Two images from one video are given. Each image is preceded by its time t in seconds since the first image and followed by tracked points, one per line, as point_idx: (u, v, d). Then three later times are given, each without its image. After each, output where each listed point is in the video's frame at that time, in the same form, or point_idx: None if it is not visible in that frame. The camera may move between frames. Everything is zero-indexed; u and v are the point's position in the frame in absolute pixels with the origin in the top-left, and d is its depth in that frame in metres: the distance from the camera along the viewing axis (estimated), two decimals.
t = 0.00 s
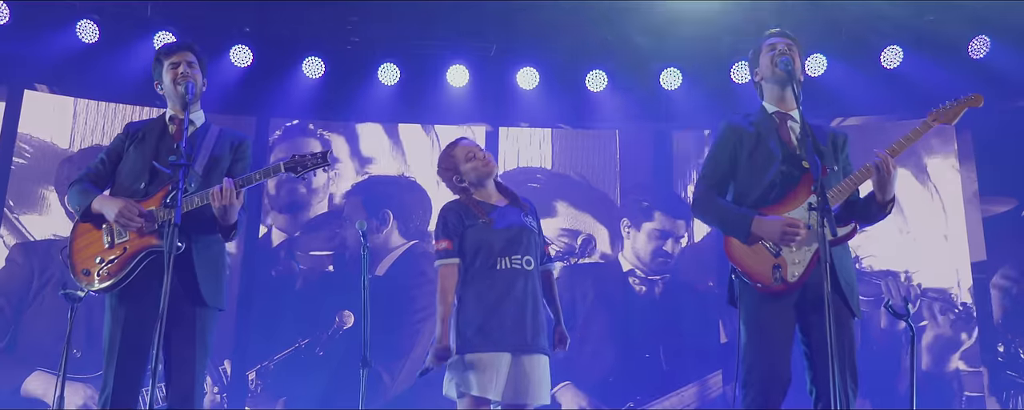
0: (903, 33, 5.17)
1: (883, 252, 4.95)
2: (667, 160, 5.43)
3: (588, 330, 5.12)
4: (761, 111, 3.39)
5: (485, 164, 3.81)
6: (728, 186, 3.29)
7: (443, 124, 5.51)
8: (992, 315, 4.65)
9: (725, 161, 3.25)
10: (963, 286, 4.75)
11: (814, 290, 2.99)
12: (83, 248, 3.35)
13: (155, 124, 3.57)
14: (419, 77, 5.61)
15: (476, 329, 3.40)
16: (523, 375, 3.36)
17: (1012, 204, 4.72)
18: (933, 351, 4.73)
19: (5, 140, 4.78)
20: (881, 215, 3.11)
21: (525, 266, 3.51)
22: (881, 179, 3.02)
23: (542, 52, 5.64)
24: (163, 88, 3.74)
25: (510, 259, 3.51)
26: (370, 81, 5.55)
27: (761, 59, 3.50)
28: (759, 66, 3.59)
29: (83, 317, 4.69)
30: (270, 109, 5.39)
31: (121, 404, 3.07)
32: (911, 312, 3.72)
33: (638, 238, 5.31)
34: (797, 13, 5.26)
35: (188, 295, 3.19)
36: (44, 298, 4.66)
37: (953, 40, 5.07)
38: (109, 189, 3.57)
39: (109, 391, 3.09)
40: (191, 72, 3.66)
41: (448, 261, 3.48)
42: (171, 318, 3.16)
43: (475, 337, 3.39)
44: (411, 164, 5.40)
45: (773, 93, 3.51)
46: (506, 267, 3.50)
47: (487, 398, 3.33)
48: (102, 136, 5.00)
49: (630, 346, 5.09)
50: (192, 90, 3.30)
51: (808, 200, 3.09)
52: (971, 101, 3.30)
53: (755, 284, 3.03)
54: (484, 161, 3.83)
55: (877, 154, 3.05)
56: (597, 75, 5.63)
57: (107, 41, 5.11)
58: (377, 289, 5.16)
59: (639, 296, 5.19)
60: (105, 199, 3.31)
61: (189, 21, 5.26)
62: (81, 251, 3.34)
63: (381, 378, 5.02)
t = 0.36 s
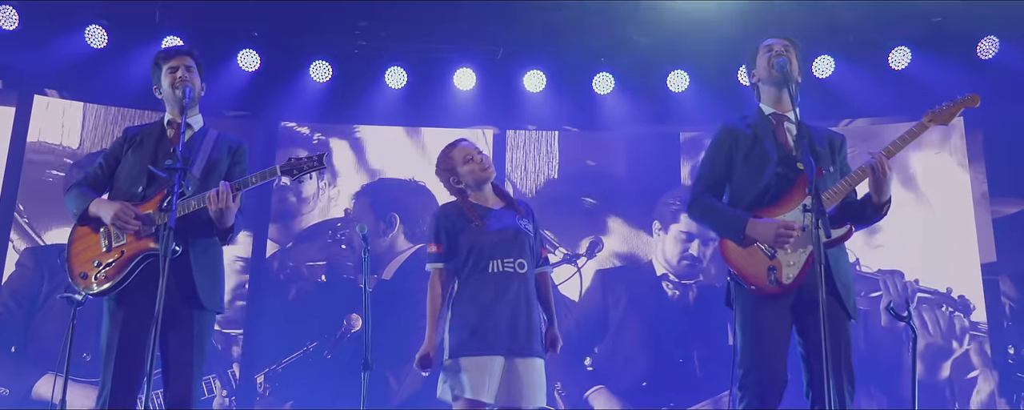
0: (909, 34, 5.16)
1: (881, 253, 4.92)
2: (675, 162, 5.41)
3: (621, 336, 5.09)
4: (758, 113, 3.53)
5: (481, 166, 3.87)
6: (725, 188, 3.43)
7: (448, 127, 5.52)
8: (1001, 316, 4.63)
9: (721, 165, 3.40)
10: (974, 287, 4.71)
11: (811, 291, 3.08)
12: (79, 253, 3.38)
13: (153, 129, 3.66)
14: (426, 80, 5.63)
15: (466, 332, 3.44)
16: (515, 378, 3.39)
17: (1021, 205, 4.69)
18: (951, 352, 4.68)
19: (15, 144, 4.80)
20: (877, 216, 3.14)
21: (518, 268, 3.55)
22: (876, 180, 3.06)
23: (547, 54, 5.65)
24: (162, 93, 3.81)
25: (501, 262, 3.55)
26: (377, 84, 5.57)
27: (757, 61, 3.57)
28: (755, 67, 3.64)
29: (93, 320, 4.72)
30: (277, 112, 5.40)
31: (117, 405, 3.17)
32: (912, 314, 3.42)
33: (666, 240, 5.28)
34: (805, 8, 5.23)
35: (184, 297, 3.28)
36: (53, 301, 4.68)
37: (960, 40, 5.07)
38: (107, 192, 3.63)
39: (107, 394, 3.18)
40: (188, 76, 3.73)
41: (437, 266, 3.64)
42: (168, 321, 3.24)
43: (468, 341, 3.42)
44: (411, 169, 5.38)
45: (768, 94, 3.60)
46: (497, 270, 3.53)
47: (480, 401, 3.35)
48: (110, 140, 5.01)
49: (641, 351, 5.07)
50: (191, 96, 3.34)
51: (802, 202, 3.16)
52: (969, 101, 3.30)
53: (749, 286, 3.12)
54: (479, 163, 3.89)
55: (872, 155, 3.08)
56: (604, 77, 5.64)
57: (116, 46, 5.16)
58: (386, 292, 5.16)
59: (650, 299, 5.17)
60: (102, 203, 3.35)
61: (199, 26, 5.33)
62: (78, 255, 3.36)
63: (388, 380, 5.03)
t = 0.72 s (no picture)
0: (917, 33, 5.11)
1: (885, 257, 4.92)
2: (681, 163, 5.40)
3: (642, 340, 5.09)
4: (753, 113, 3.38)
5: (479, 168, 3.77)
6: (721, 187, 3.29)
7: (454, 129, 5.53)
8: (1010, 317, 4.59)
9: (717, 164, 3.26)
10: (983, 288, 4.68)
11: (804, 292, 2.95)
12: (76, 253, 3.33)
13: (149, 132, 3.59)
14: (431, 82, 5.63)
15: (462, 329, 3.39)
16: (504, 378, 3.35)
17: None
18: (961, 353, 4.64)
19: (21, 147, 4.81)
20: (870, 217, 3.09)
21: (509, 271, 3.49)
22: (870, 179, 3.00)
23: (553, 56, 5.64)
24: (157, 96, 3.77)
25: (493, 263, 3.50)
26: (382, 86, 5.58)
27: (753, 61, 3.46)
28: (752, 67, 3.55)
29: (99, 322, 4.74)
30: (283, 115, 5.43)
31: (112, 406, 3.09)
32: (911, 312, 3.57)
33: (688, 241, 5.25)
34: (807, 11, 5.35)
35: (180, 299, 3.21)
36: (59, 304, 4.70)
37: (966, 40, 5.04)
38: (104, 195, 3.57)
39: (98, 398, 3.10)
40: (184, 79, 3.67)
41: (438, 257, 3.53)
42: (165, 320, 3.18)
43: (461, 339, 3.37)
44: (410, 173, 5.40)
45: (765, 94, 3.47)
46: (489, 271, 3.48)
47: (470, 402, 3.29)
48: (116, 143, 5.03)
49: (650, 354, 5.06)
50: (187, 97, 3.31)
51: (797, 202, 3.04)
52: (964, 100, 3.26)
53: (742, 287, 2.99)
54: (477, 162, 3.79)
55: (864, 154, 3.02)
56: (609, 79, 5.62)
57: (121, 49, 5.19)
58: (392, 294, 5.17)
59: (658, 302, 5.15)
60: (98, 205, 3.28)
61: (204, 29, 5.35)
62: (75, 257, 3.33)
63: (395, 381, 5.03)
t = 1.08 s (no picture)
0: (924, 32, 5.09)
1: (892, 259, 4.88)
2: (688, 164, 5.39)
3: (651, 341, 5.08)
4: (750, 113, 3.33)
5: (479, 171, 3.72)
6: (718, 188, 3.24)
7: (461, 130, 5.54)
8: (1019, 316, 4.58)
9: (715, 165, 3.22)
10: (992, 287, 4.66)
11: (801, 292, 2.92)
12: (74, 254, 3.35)
13: (148, 134, 3.56)
14: (437, 83, 5.64)
15: (461, 330, 3.36)
16: (503, 379, 3.32)
17: None
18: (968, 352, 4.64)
19: (30, 149, 4.84)
20: (869, 216, 3.00)
21: (507, 271, 3.46)
22: (868, 179, 2.94)
23: (559, 56, 5.63)
24: (156, 97, 3.74)
25: (490, 263, 3.46)
26: (389, 88, 5.59)
27: (750, 60, 3.42)
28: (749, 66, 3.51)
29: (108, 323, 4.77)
30: (290, 116, 5.45)
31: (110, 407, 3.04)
32: (914, 313, 3.64)
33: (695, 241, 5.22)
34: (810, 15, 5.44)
35: (178, 300, 3.18)
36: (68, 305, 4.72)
37: (974, 39, 5.02)
38: (102, 197, 3.55)
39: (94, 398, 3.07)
40: (182, 82, 3.66)
41: (436, 258, 3.50)
42: (163, 320, 3.15)
43: (457, 340, 3.35)
44: (414, 174, 5.41)
45: (762, 94, 3.43)
46: (486, 272, 3.45)
47: (466, 402, 3.26)
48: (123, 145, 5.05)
49: (657, 354, 5.06)
50: (181, 99, 3.29)
51: (793, 201, 3.03)
52: (963, 99, 3.19)
53: (739, 287, 2.97)
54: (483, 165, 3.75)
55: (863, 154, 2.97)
56: (615, 79, 5.62)
57: (129, 51, 5.21)
58: (399, 295, 5.19)
59: (665, 302, 5.15)
60: (95, 206, 3.28)
61: (211, 31, 5.37)
62: (73, 258, 3.34)
63: (402, 382, 5.04)
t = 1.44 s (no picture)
0: (933, 30, 5.06)
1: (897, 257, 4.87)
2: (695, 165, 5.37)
3: (658, 342, 5.07)
4: (749, 112, 3.32)
5: (484, 173, 3.65)
6: (716, 188, 3.23)
7: (467, 131, 5.55)
8: None
9: (713, 165, 3.21)
10: (1000, 286, 4.64)
11: (799, 292, 2.92)
12: (73, 257, 3.30)
13: (147, 136, 3.57)
14: (444, 84, 5.64)
15: (453, 331, 3.34)
16: (502, 379, 3.31)
17: None
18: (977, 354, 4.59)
19: (38, 151, 4.86)
20: (868, 216, 3.00)
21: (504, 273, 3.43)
22: (866, 178, 2.94)
23: (566, 56, 5.61)
24: (156, 100, 3.75)
25: (488, 264, 3.42)
26: (395, 89, 5.59)
27: (749, 59, 3.42)
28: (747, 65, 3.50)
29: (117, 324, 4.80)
30: (296, 118, 5.46)
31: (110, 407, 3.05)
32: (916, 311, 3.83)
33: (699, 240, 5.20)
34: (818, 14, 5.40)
35: (178, 302, 3.18)
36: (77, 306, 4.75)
37: (983, 37, 4.99)
38: (101, 200, 3.54)
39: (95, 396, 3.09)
40: (181, 84, 3.67)
41: (432, 257, 3.52)
42: (159, 320, 3.15)
43: (451, 341, 3.32)
44: (418, 175, 5.41)
45: (761, 93, 3.42)
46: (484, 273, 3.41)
47: (463, 402, 3.26)
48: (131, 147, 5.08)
49: (663, 355, 5.05)
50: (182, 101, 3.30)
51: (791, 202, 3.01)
52: (959, 100, 3.19)
53: (736, 287, 2.95)
54: (493, 169, 3.68)
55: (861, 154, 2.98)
56: (622, 79, 5.59)
57: (136, 54, 5.25)
58: (406, 296, 5.19)
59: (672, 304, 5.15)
60: (95, 207, 3.28)
61: (219, 33, 5.40)
62: (71, 261, 3.29)
63: (409, 383, 5.03)
